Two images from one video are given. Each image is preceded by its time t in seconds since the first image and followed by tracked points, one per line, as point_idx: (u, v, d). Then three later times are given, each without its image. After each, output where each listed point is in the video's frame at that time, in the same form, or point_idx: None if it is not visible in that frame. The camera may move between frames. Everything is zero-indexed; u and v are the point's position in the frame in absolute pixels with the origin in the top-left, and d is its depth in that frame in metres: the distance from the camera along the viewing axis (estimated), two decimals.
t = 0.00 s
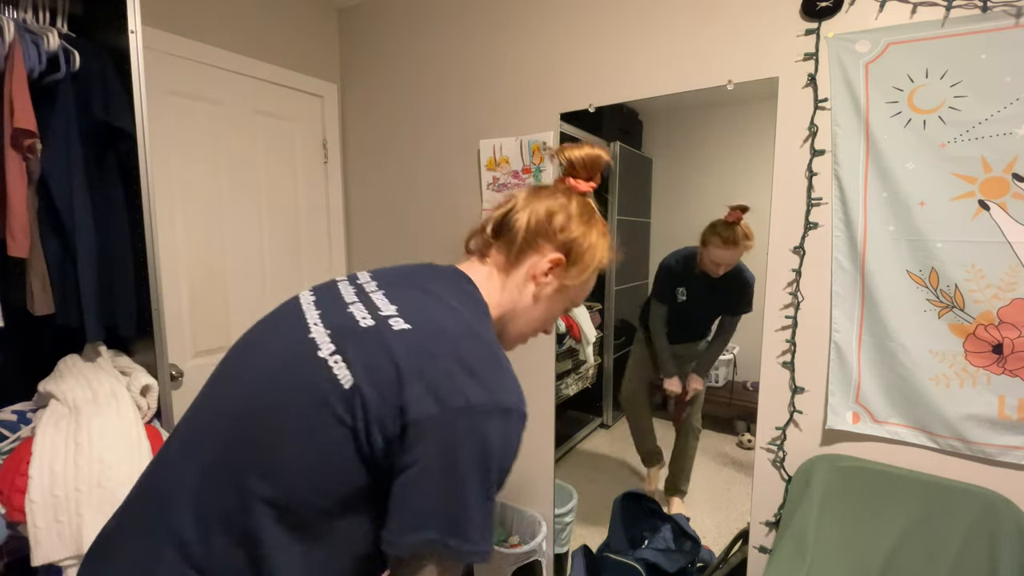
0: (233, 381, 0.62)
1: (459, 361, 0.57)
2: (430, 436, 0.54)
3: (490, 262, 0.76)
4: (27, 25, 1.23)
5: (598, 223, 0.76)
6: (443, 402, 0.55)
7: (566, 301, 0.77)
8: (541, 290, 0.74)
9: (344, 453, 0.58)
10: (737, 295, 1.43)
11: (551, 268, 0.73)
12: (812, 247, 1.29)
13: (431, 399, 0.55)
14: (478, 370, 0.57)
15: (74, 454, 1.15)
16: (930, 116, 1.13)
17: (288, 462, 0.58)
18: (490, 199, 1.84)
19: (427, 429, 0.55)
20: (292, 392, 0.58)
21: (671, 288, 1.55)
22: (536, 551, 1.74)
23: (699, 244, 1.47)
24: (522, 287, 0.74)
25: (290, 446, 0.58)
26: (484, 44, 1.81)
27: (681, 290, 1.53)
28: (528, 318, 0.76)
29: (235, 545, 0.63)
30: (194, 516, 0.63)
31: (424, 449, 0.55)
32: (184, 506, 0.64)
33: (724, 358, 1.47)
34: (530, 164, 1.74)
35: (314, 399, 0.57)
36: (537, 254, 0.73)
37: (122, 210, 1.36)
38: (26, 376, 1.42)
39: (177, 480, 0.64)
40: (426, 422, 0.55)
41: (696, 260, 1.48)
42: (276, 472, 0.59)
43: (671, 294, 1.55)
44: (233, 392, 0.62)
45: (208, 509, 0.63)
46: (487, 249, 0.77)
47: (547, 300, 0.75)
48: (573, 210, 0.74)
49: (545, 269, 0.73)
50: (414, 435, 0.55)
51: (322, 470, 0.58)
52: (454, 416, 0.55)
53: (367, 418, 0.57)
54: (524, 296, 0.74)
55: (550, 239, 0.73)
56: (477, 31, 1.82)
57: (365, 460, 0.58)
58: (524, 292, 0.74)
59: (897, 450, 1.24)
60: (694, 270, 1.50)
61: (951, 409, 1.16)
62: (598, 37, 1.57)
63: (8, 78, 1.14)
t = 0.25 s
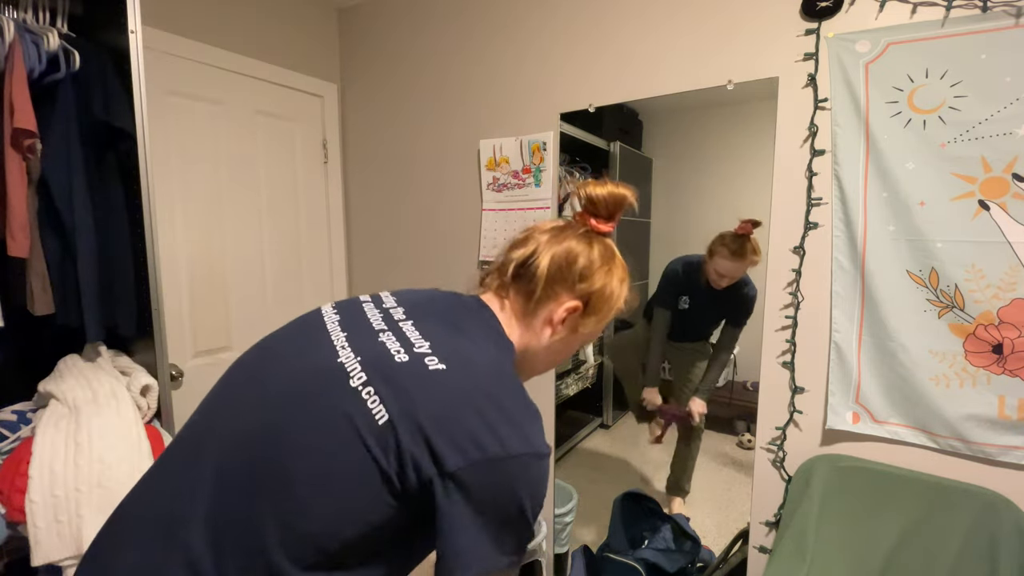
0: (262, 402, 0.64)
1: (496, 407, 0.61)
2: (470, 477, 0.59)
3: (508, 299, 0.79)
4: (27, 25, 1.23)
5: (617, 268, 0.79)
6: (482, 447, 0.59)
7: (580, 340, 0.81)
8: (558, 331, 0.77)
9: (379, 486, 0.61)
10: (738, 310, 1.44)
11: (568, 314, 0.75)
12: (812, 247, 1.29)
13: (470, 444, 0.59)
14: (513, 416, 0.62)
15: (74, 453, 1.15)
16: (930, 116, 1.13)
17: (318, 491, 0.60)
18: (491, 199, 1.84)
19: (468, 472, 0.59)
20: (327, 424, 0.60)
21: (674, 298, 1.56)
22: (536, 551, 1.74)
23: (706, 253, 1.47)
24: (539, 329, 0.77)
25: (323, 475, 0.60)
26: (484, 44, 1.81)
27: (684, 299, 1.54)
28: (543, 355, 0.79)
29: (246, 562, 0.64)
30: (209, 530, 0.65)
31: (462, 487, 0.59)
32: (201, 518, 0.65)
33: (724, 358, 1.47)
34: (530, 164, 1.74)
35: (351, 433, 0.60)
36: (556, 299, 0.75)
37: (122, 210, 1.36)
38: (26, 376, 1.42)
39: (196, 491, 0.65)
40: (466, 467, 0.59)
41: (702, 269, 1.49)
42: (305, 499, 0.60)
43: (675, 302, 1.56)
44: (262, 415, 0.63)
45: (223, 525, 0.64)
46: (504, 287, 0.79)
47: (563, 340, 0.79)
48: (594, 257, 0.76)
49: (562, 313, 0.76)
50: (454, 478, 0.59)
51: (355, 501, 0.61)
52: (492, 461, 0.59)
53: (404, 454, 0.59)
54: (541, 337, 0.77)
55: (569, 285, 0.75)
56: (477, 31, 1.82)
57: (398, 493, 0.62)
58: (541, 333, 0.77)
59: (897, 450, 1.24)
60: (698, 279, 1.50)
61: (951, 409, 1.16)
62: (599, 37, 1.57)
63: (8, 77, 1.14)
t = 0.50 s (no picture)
0: (254, 402, 0.64)
1: (487, 407, 0.62)
2: (463, 476, 0.60)
3: (497, 311, 0.80)
4: (27, 25, 1.23)
5: (605, 282, 0.78)
6: (474, 445, 0.60)
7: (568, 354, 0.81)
8: (543, 344, 0.78)
9: (372, 486, 0.61)
10: (738, 309, 1.44)
11: (553, 328, 0.76)
12: (812, 247, 1.29)
13: (462, 443, 0.60)
14: (504, 416, 0.63)
15: (73, 454, 1.15)
16: (930, 116, 1.13)
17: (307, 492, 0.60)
18: (491, 199, 1.84)
19: (461, 471, 0.60)
20: (319, 423, 0.61)
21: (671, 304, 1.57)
22: (536, 551, 1.74)
23: (703, 255, 1.47)
24: (525, 342, 0.78)
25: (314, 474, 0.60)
26: (484, 44, 1.81)
27: (683, 302, 1.55)
28: (530, 368, 0.80)
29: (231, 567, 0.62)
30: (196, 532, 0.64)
31: (454, 484, 0.60)
32: (188, 519, 0.64)
33: (725, 358, 1.47)
34: (530, 164, 1.74)
35: (344, 431, 0.60)
36: (539, 312, 0.76)
37: (122, 210, 1.36)
38: (26, 376, 1.42)
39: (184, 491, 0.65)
40: (458, 466, 0.60)
41: (700, 271, 1.50)
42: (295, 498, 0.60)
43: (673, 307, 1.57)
44: (253, 415, 0.63)
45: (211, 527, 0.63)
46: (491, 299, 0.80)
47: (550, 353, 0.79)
48: (580, 271, 0.75)
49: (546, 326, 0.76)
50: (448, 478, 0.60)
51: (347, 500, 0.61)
52: (484, 460, 0.61)
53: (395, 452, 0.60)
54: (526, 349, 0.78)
55: (552, 298, 0.75)
56: (477, 30, 1.82)
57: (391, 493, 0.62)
58: (528, 346, 0.78)
59: (897, 450, 1.24)
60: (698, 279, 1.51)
61: (951, 409, 1.16)
62: (598, 37, 1.57)
63: (8, 77, 1.14)
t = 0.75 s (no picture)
0: (240, 387, 0.65)
1: (468, 374, 0.62)
2: (446, 445, 0.59)
3: (472, 299, 0.79)
4: (27, 25, 1.23)
5: (574, 258, 0.79)
6: (454, 410, 0.60)
7: (548, 335, 0.81)
8: (522, 325, 0.77)
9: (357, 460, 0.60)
10: (735, 300, 1.44)
11: (530, 306, 0.76)
12: (812, 247, 1.29)
13: (442, 409, 0.60)
14: (485, 382, 0.62)
15: (73, 454, 1.15)
16: (930, 116, 1.13)
17: (294, 470, 0.60)
18: (490, 199, 1.84)
19: (443, 437, 0.59)
20: (303, 401, 0.61)
21: (670, 303, 1.57)
22: (536, 551, 1.74)
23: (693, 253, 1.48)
24: (503, 325, 0.77)
25: (301, 452, 0.60)
26: (484, 44, 1.81)
27: (681, 300, 1.56)
28: (511, 352, 0.79)
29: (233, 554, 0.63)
30: (194, 522, 0.64)
31: (437, 453, 0.59)
32: (186, 509, 0.65)
33: (725, 358, 1.47)
34: (530, 164, 1.74)
35: (326, 407, 0.61)
36: (513, 292, 0.76)
37: (122, 210, 1.36)
38: (27, 376, 1.42)
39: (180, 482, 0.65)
40: (440, 431, 0.59)
41: (693, 270, 1.50)
42: (285, 478, 0.60)
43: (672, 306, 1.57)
44: (239, 399, 0.64)
45: (208, 515, 0.63)
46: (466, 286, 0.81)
47: (529, 334, 0.79)
48: (548, 248, 0.77)
49: (522, 305, 0.76)
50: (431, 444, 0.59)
51: (333, 477, 0.60)
52: (465, 424, 0.60)
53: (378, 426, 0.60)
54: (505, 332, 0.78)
55: (524, 276, 0.76)
56: (477, 30, 1.82)
57: (376, 468, 0.61)
58: (506, 329, 0.77)
59: (897, 450, 1.24)
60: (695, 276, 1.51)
61: (951, 409, 1.16)
62: (598, 37, 1.57)
63: (8, 77, 1.14)
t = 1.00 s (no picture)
0: (235, 382, 0.65)
1: (459, 364, 0.61)
2: (434, 436, 0.57)
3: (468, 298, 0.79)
4: (27, 25, 1.23)
5: (571, 257, 0.79)
6: (444, 400, 0.59)
7: (544, 335, 0.80)
8: (518, 324, 0.77)
9: (349, 453, 0.60)
10: (735, 300, 1.44)
11: (525, 304, 0.75)
12: (812, 247, 1.29)
13: (432, 399, 0.59)
14: (476, 372, 0.61)
15: (73, 454, 1.15)
16: (930, 116, 1.13)
17: (289, 462, 0.60)
18: (490, 199, 1.84)
19: (432, 427, 0.57)
20: (296, 394, 0.61)
21: (669, 301, 1.58)
22: (536, 551, 1.74)
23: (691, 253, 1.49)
24: (499, 324, 0.77)
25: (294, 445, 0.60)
26: (484, 44, 1.81)
27: (679, 299, 1.56)
28: (508, 353, 0.78)
29: (235, 551, 0.63)
30: (194, 519, 0.64)
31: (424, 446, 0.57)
32: (183, 506, 0.64)
33: (724, 359, 1.47)
34: (530, 164, 1.74)
35: (319, 399, 0.61)
36: (509, 291, 0.76)
37: (122, 210, 1.36)
38: (27, 376, 1.42)
39: (176, 480, 0.65)
40: (428, 422, 0.57)
41: (691, 270, 1.51)
42: (281, 472, 0.61)
43: (672, 305, 1.57)
44: (234, 394, 0.64)
45: (206, 512, 0.64)
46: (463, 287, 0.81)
47: (526, 334, 0.78)
48: (544, 246, 0.77)
49: (518, 303, 0.75)
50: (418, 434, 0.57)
51: (327, 469, 0.60)
52: (455, 414, 0.58)
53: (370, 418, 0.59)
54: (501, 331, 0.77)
55: (519, 274, 0.75)
56: (477, 30, 1.82)
57: (367, 461, 0.61)
58: (501, 328, 0.77)
59: (897, 450, 1.24)
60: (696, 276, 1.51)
61: (951, 409, 1.16)
62: (598, 37, 1.57)
63: (8, 77, 1.14)
